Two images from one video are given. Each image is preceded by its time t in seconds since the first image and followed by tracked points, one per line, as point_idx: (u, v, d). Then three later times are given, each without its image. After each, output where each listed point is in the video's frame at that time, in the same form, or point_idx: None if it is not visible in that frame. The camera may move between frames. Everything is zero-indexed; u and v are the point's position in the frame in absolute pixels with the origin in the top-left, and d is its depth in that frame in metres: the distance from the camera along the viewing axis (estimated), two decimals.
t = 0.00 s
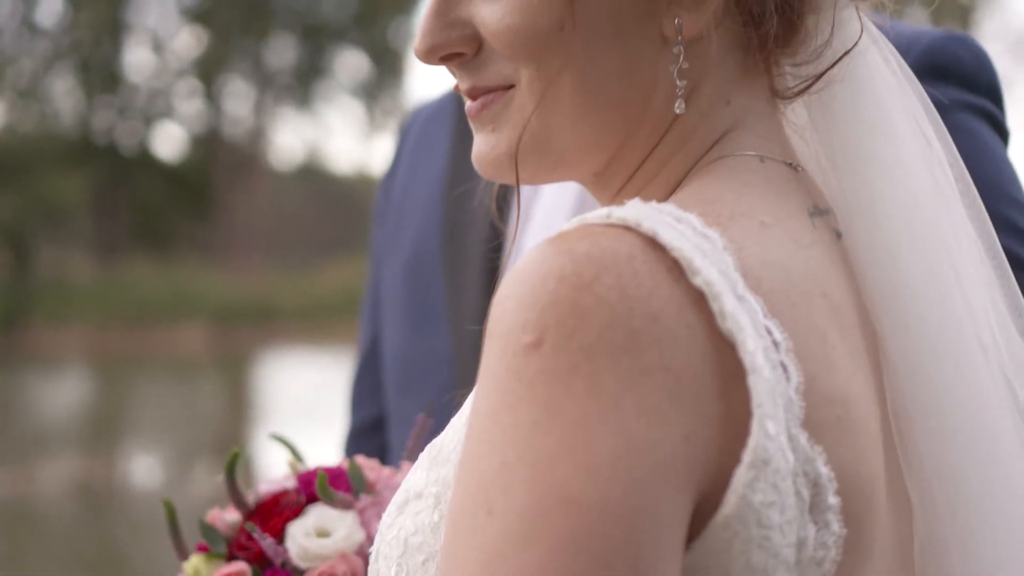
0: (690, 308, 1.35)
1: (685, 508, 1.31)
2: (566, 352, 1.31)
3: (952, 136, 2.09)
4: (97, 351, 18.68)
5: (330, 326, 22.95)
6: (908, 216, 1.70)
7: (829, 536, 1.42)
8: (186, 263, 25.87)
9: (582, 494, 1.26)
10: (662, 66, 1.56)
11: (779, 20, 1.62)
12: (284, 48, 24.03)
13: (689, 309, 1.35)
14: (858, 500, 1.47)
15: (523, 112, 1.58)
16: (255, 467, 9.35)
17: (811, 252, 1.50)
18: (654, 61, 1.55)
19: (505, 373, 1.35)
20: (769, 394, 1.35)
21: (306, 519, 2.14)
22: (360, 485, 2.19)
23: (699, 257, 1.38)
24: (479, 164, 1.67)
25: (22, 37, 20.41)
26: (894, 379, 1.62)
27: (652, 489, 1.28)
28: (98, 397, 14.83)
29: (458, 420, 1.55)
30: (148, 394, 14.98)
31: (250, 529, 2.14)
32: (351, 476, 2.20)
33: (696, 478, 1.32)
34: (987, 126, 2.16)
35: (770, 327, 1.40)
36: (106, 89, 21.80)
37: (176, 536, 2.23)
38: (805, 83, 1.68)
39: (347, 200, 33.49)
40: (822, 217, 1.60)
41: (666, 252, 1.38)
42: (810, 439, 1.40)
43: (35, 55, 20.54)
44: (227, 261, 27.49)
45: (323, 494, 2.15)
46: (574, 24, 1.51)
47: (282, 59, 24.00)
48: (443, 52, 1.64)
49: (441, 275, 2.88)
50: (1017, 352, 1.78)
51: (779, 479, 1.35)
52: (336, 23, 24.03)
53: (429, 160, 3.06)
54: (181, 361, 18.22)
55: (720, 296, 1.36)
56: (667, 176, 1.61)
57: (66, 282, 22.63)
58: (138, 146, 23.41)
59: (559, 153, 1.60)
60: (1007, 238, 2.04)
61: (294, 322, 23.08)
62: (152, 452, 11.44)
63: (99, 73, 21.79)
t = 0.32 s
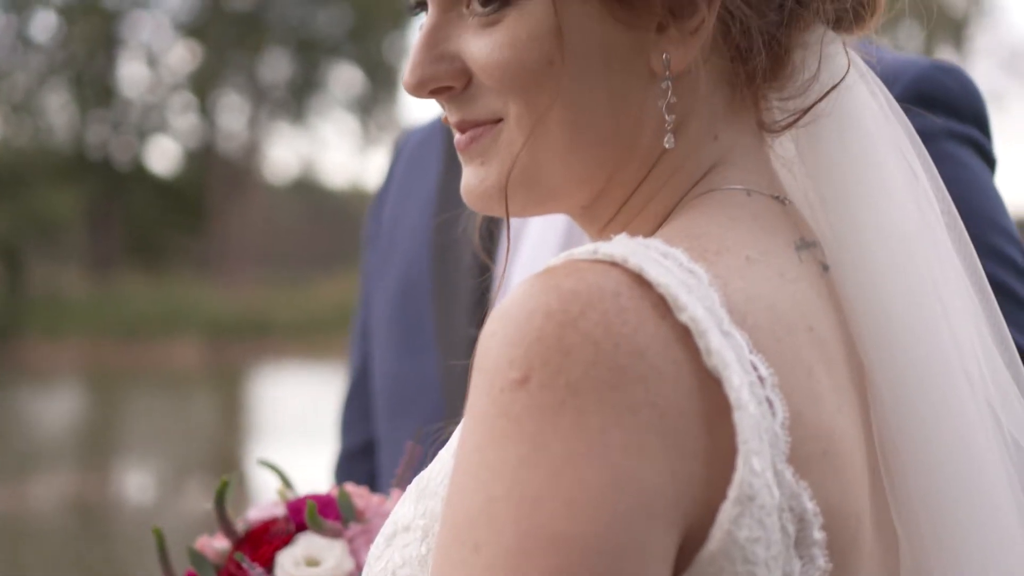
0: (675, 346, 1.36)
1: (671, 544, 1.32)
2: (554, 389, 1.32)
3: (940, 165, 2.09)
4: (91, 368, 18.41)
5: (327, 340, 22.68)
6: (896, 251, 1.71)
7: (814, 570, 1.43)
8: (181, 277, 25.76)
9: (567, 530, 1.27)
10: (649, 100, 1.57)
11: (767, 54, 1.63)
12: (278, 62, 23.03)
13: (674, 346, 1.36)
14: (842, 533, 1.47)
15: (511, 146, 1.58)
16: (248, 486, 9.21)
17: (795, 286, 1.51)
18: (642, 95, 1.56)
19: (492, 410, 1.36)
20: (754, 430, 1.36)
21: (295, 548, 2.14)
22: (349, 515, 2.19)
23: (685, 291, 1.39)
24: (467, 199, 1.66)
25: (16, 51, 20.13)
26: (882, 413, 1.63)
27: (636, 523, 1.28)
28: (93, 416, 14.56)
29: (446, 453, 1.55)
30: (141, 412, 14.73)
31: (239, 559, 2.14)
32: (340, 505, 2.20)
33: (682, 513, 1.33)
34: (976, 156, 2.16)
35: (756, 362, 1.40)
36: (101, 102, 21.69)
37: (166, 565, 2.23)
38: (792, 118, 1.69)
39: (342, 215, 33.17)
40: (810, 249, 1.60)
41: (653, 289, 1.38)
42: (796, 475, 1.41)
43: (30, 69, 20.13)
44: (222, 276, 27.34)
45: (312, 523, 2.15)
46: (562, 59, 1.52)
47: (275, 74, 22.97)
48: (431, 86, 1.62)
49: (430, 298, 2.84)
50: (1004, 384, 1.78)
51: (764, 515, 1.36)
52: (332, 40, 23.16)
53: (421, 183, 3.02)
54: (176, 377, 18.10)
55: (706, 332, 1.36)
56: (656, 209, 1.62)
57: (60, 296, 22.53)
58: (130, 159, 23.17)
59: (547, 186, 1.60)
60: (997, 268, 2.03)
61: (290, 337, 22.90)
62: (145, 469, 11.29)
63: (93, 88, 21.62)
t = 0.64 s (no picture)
0: (664, 381, 1.37)
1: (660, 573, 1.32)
2: (544, 424, 1.32)
3: (930, 192, 2.10)
4: (88, 385, 18.23)
5: (325, 355, 22.51)
6: (884, 283, 1.72)
7: None
8: (176, 293, 25.65)
9: (552, 563, 1.28)
10: (639, 133, 1.59)
11: (755, 87, 1.64)
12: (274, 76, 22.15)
13: (663, 382, 1.36)
14: (830, 563, 1.47)
15: (502, 179, 1.59)
16: (240, 513, 8.98)
17: (786, 318, 1.52)
18: (630, 128, 1.58)
19: (482, 444, 1.36)
20: (743, 464, 1.36)
21: None
22: (341, 541, 2.17)
23: (674, 326, 1.39)
24: (458, 228, 1.66)
25: (12, 66, 19.95)
26: (868, 443, 1.64)
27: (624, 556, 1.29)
28: (88, 433, 14.39)
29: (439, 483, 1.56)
30: (138, 430, 14.55)
31: None
32: (332, 532, 2.18)
33: (671, 544, 1.34)
34: (967, 183, 2.16)
35: (745, 395, 1.41)
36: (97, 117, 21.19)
37: None
38: (781, 149, 1.70)
39: (338, 229, 32.97)
40: (800, 279, 1.61)
41: (642, 322, 1.39)
42: (785, 507, 1.41)
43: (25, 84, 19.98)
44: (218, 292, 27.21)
45: (304, 550, 2.14)
46: (551, 93, 1.54)
47: (271, 89, 22.09)
48: (421, 118, 1.62)
49: (424, 320, 2.76)
50: (992, 412, 1.79)
51: (753, 546, 1.37)
52: (329, 55, 21.81)
53: (413, 200, 2.91)
54: (171, 392, 17.99)
55: (696, 366, 1.37)
56: (645, 241, 1.63)
57: (55, 312, 22.41)
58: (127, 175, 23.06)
59: (536, 219, 1.61)
60: (988, 295, 2.04)
61: (288, 351, 22.75)
62: (139, 487, 11.20)
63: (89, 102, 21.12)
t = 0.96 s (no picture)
0: (655, 412, 1.37)
1: None
2: (534, 455, 1.33)
3: (921, 219, 2.10)
4: (82, 401, 18.09)
5: (323, 369, 22.35)
6: (873, 312, 1.73)
7: None
8: (174, 308, 25.55)
9: None
10: (630, 163, 1.60)
11: (745, 117, 1.66)
12: (273, 92, 21.66)
13: (653, 411, 1.37)
14: None
15: (496, 208, 1.60)
16: (236, 536, 8.80)
17: (775, 349, 1.53)
18: (622, 156, 1.59)
19: (475, 475, 1.37)
20: (734, 494, 1.37)
21: None
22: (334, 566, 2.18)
23: (665, 357, 1.40)
24: (451, 258, 1.66)
25: (10, 80, 19.79)
26: (861, 469, 1.65)
27: None
28: (82, 449, 14.25)
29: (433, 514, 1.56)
30: (136, 446, 14.46)
31: None
32: (326, 557, 2.19)
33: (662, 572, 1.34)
34: (959, 210, 2.17)
35: (736, 426, 1.41)
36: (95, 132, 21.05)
37: None
38: (771, 178, 1.72)
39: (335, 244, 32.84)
40: (790, 307, 1.62)
41: (634, 354, 1.40)
42: (776, 537, 1.41)
43: (23, 99, 19.88)
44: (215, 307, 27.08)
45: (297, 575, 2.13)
46: (544, 123, 1.55)
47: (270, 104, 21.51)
48: (414, 148, 1.62)
49: (417, 344, 2.71)
50: (982, 439, 1.79)
51: None
52: (326, 70, 21.06)
53: (407, 221, 2.85)
54: (166, 407, 17.92)
55: (686, 397, 1.37)
56: (637, 269, 1.64)
57: (52, 327, 22.36)
58: (124, 188, 22.97)
59: (530, 246, 1.62)
60: (978, 320, 2.04)
61: (286, 365, 22.62)
62: (136, 502, 11.12)
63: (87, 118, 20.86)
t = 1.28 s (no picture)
0: (649, 444, 1.37)
1: None
2: (528, 488, 1.33)
3: (915, 244, 2.11)
4: (81, 417, 18.08)
5: (322, 383, 22.20)
6: (867, 340, 1.74)
7: None
8: (173, 324, 25.51)
9: None
10: (625, 191, 1.61)
11: (739, 146, 1.67)
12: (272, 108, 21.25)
13: (647, 441, 1.37)
14: None
15: (491, 238, 1.60)
16: (232, 560, 8.79)
17: (771, 379, 1.53)
18: (616, 185, 1.60)
19: (471, 506, 1.37)
20: (728, 526, 1.37)
21: None
22: None
23: (661, 387, 1.40)
24: (448, 287, 1.66)
25: (10, 96, 19.93)
26: (853, 495, 1.66)
27: None
28: (80, 466, 14.25)
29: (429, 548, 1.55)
30: (135, 462, 14.43)
31: None
32: None
33: None
34: (953, 235, 2.18)
35: (731, 457, 1.41)
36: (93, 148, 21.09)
37: None
38: (766, 208, 1.74)
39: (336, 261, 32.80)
40: (783, 336, 1.63)
41: (628, 383, 1.40)
42: (768, 568, 1.41)
43: (23, 115, 19.96)
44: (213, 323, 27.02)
45: None
46: (538, 154, 1.56)
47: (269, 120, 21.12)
48: (409, 178, 1.62)
49: (414, 366, 2.64)
50: (976, 466, 1.80)
51: None
52: (324, 86, 20.69)
53: (404, 246, 2.76)
54: (164, 423, 17.89)
55: (682, 427, 1.38)
56: (632, 297, 1.64)
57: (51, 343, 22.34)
58: (123, 205, 22.98)
59: (526, 276, 1.63)
60: (973, 346, 2.05)
61: (285, 381, 22.50)
62: (136, 517, 11.16)
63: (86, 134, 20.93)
